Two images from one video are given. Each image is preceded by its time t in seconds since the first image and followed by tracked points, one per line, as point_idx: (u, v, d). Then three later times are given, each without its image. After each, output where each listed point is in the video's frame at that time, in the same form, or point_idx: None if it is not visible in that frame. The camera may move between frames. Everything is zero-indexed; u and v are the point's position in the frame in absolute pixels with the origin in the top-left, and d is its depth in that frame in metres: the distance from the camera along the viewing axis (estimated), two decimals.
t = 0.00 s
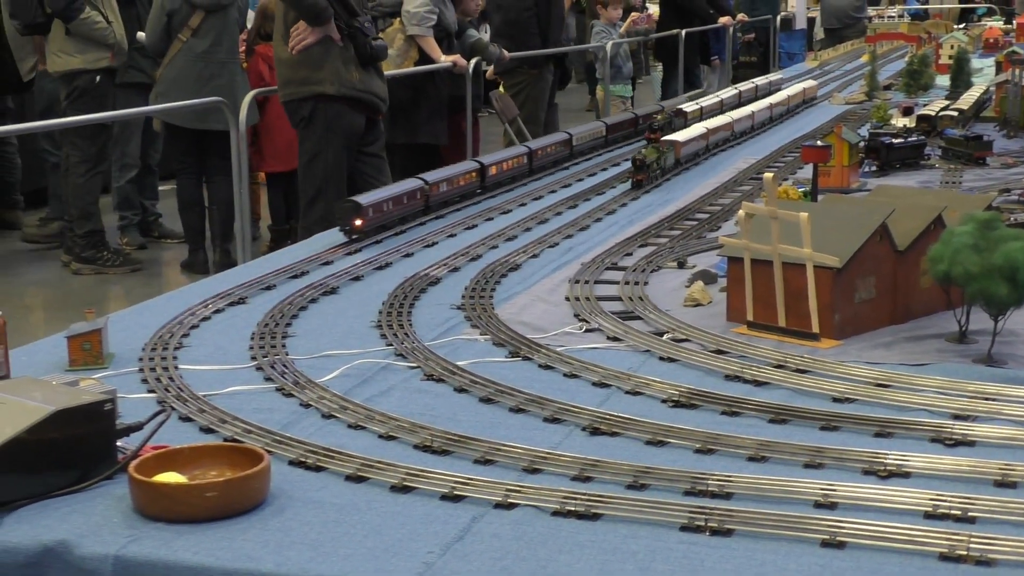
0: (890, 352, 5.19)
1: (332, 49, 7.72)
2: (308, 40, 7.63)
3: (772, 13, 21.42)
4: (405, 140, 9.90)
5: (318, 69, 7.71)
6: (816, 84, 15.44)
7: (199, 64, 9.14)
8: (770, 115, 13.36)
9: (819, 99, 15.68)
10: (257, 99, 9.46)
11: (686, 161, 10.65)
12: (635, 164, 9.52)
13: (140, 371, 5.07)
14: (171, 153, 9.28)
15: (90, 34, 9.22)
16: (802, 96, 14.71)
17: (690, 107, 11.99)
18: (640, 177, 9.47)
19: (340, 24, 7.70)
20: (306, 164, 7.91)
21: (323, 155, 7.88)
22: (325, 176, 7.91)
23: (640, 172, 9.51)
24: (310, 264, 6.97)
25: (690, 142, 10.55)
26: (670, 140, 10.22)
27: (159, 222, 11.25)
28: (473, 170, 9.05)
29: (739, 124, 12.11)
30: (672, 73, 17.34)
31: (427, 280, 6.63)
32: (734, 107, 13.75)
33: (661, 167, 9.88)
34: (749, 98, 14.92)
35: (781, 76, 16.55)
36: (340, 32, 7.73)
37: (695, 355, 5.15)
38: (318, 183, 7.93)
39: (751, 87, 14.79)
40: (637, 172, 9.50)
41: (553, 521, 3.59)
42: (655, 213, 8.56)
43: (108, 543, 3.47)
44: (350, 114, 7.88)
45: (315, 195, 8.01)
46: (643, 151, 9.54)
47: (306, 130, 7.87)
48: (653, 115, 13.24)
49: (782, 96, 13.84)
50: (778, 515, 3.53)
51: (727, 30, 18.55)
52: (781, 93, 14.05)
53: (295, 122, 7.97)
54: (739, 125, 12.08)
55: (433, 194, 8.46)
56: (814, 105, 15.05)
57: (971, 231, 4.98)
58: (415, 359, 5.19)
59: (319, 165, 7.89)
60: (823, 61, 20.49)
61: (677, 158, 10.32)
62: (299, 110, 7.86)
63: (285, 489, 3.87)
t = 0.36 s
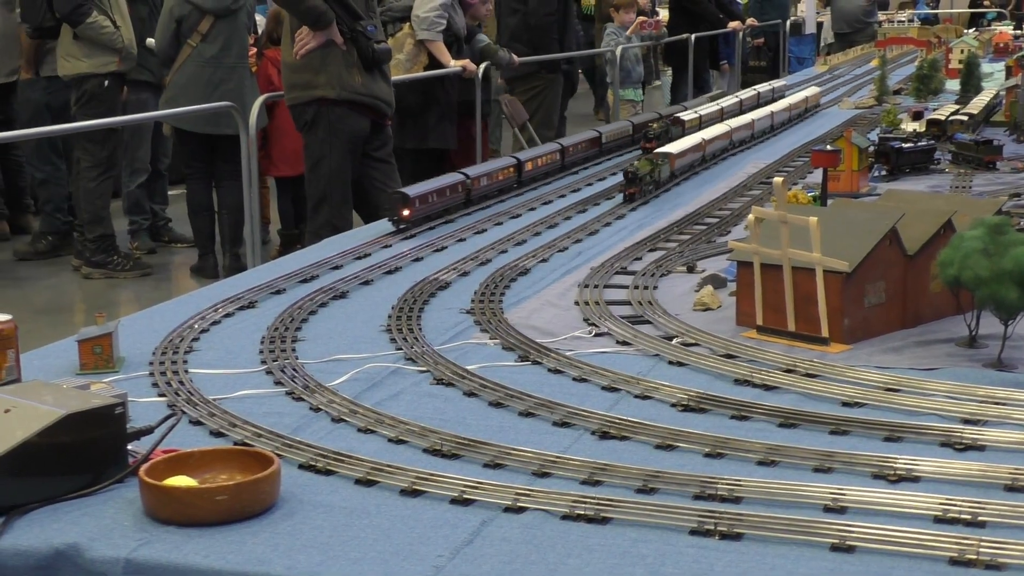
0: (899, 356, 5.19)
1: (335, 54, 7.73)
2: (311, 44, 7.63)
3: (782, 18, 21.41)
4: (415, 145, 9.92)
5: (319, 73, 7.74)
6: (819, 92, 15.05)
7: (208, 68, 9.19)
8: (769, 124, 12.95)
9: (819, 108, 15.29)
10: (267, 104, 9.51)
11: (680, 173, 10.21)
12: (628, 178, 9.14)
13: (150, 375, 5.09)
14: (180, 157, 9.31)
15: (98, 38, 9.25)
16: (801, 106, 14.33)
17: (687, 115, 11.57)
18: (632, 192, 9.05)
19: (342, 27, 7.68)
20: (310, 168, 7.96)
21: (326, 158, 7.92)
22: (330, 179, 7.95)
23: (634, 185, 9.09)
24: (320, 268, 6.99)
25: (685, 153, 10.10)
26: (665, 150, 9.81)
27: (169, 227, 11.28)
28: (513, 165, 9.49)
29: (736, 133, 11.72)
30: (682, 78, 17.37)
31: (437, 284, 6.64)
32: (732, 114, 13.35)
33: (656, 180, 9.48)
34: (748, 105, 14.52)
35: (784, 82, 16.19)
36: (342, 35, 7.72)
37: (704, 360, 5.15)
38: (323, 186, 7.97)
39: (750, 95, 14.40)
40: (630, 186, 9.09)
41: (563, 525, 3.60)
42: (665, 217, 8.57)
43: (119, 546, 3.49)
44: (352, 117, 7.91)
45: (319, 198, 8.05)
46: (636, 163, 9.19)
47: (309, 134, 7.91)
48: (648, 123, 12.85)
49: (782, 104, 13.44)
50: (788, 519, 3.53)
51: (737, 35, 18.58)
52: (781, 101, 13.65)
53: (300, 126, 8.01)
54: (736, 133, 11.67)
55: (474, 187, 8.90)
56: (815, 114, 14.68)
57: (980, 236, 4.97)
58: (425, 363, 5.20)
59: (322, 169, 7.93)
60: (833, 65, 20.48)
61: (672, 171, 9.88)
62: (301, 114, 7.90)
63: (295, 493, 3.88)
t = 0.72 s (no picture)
0: (907, 360, 5.18)
1: (335, 58, 7.73)
2: (311, 48, 7.58)
3: (790, 22, 21.39)
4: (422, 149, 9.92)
5: (318, 77, 7.77)
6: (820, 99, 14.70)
7: (214, 71, 9.23)
8: (767, 133, 12.59)
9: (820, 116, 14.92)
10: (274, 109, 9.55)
11: (672, 186, 9.78)
12: (616, 192, 8.75)
13: (157, 379, 5.10)
14: (188, 161, 9.33)
15: (106, 42, 9.28)
16: (801, 113, 13.96)
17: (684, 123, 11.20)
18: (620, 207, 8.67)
19: (342, 31, 7.62)
20: (311, 172, 7.99)
21: (326, 163, 7.95)
22: (330, 184, 7.98)
23: (622, 199, 8.70)
24: (328, 272, 7.00)
25: (677, 166, 9.71)
26: (656, 162, 9.40)
27: (177, 231, 11.30)
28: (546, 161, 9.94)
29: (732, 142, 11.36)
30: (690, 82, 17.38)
31: (444, 287, 6.65)
32: (729, 123, 12.99)
33: (646, 193, 9.11)
34: (746, 113, 14.17)
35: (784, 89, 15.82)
36: (343, 39, 7.66)
37: (711, 363, 5.15)
38: (324, 191, 8.00)
39: (749, 103, 14.07)
40: (618, 199, 8.71)
41: (569, 529, 3.60)
42: (672, 221, 8.56)
43: (126, 549, 3.49)
44: (352, 121, 7.92)
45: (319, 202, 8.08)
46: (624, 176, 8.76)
47: (309, 138, 7.95)
48: (642, 132, 12.50)
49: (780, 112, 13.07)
50: (794, 523, 3.53)
51: (745, 39, 18.57)
52: (780, 109, 13.30)
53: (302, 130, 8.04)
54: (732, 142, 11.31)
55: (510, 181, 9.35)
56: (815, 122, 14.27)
57: (988, 240, 4.95)
58: (432, 367, 5.20)
59: (322, 173, 7.96)
60: (841, 69, 20.47)
61: (664, 184, 9.51)
62: (302, 118, 7.94)
63: (302, 497, 3.88)
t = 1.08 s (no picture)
0: (914, 364, 5.17)
1: (343, 61, 7.73)
2: (320, 52, 7.65)
3: (798, 25, 21.35)
4: (429, 152, 9.92)
5: (327, 80, 7.76)
6: (820, 106, 14.32)
7: (221, 74, 9.26)
8: (765, 140, 12.22)
9: (822, 123, 14.57)
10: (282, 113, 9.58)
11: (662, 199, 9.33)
12: (602, 205, 8.29)
13: (164, 382, 5.10)
14: (195, 164, 9.35)
15: (119, 47, 9.31)
16: (800, 120, 13.58)
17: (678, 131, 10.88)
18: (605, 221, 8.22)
19: (350, 35, 7.68)
20: (320, 176, 8.01)
21: (335, 166, 7.96)
22: (339, 188, 8.00)
23: (608, 212, 8.24)
24: (334, 275, 7.00)
25: (667, 177, 9.27)
26: (645, 174, 8.95)
27: (184, 233, 11.32)
28: (575, 155, 10.40)
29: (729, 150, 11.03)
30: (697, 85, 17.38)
31: (451, 291, 6.65)
32: (726, 130, 12.63)
33: (634, 207, 8.66)
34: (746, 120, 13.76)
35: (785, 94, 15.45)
36: (351, 43, 7.71)
37: (718, 367, 5.14)
38: (332, 194, 8.02)
39: (749, 110, 13.72)
40: (603, 213, 8.25)
41: (575, 532, 3.59)
42: (679, 224, 8.56)
43: (133, 553, 3.49)
44: (361, 125, 7.92)
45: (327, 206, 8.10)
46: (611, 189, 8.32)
47: (319, 142, 7.96)
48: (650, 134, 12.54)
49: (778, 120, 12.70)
50: (801, 526, 3.52)
51: (752, 42, 18.56)
52: (778, 116, 12.93)
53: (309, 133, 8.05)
54: (726, 151, 10.88)
55: (543, 176, 9.78)
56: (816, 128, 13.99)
57: (997, 243, 4.94)
58: (439, 370, 5.20)
59: (331, 176, 7.98)
60: (849, 72, 20.45)
61: (653, 196, 9.09)
62: (310, 122, 7.95)
63: (308, 500, 3.88)
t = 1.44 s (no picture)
0: (918, 367, 5.16)
1: (352, 65, 7.75)
2: (329, 55, 7.64)
3: (802, 29, 21.35)
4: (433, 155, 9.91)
5: (338, 84, 7.76)
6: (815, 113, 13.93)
7: (226, 77, 9.29)
8: (757, 148, 11.83)
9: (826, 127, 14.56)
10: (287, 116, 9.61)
11: (647, 213, 8.89)
12: (582, 219, 7.87)
13: (168, 385, 5.10)
14: (200, 167, 9.37)
15: (128, 51, 9.33)
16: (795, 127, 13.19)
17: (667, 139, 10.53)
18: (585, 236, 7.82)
19: (360, 38, 7.66)
20: (329, 179, 8.01)
21: (345, 170, 7.97)
22: (349, 192, 8.00)
23: (588, 227, 7.84)
24: (338, 278, 7.00)
25: (653, 191, 8.83)
26: (629, 188, 8.52)
27: (188, 236, 11.35)
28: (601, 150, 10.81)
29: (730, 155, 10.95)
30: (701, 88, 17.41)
31: (454, 294, 6.65)
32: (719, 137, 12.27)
33: (617, 221, 8.23)
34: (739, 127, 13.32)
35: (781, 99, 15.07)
36: (360, 46, 7.70)
37: (722, 370, 5.14)
38: (341, 198, 8.02)
39: (742, 115, 13.27)
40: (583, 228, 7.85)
41: (578, 536, 3.59)
42: (683, 227, 8.56)
43: (137, 555, 3.49)
44: (371, 129, 7.93)
45: (336, 209, 8.09)
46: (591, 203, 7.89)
47: (328, 145, 7.96)
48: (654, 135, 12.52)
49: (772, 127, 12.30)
50: (805, 531, 3.51)
51: (756, 45, 18.58)
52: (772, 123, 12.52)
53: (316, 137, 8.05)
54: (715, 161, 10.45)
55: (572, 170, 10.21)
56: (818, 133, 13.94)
57: (1001, 247, 4.94)
58: (442, 373, 5.20)
59: (341, 179, 7.98)
60: (853, 76, 20.46)
61: (638, 210, 8.66)
62: (319, 126, 7.94)
63: (312, 503, 3.88)
